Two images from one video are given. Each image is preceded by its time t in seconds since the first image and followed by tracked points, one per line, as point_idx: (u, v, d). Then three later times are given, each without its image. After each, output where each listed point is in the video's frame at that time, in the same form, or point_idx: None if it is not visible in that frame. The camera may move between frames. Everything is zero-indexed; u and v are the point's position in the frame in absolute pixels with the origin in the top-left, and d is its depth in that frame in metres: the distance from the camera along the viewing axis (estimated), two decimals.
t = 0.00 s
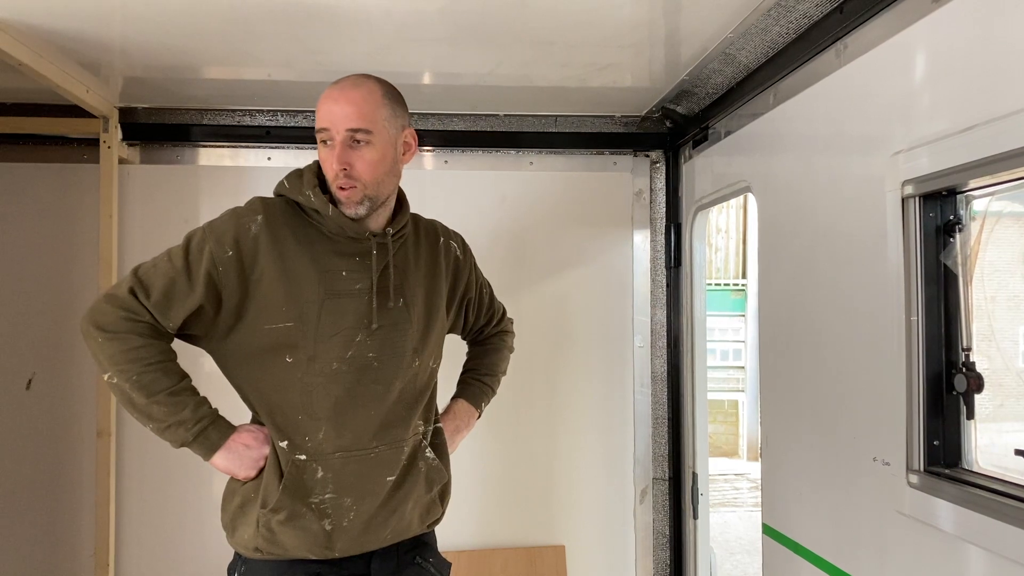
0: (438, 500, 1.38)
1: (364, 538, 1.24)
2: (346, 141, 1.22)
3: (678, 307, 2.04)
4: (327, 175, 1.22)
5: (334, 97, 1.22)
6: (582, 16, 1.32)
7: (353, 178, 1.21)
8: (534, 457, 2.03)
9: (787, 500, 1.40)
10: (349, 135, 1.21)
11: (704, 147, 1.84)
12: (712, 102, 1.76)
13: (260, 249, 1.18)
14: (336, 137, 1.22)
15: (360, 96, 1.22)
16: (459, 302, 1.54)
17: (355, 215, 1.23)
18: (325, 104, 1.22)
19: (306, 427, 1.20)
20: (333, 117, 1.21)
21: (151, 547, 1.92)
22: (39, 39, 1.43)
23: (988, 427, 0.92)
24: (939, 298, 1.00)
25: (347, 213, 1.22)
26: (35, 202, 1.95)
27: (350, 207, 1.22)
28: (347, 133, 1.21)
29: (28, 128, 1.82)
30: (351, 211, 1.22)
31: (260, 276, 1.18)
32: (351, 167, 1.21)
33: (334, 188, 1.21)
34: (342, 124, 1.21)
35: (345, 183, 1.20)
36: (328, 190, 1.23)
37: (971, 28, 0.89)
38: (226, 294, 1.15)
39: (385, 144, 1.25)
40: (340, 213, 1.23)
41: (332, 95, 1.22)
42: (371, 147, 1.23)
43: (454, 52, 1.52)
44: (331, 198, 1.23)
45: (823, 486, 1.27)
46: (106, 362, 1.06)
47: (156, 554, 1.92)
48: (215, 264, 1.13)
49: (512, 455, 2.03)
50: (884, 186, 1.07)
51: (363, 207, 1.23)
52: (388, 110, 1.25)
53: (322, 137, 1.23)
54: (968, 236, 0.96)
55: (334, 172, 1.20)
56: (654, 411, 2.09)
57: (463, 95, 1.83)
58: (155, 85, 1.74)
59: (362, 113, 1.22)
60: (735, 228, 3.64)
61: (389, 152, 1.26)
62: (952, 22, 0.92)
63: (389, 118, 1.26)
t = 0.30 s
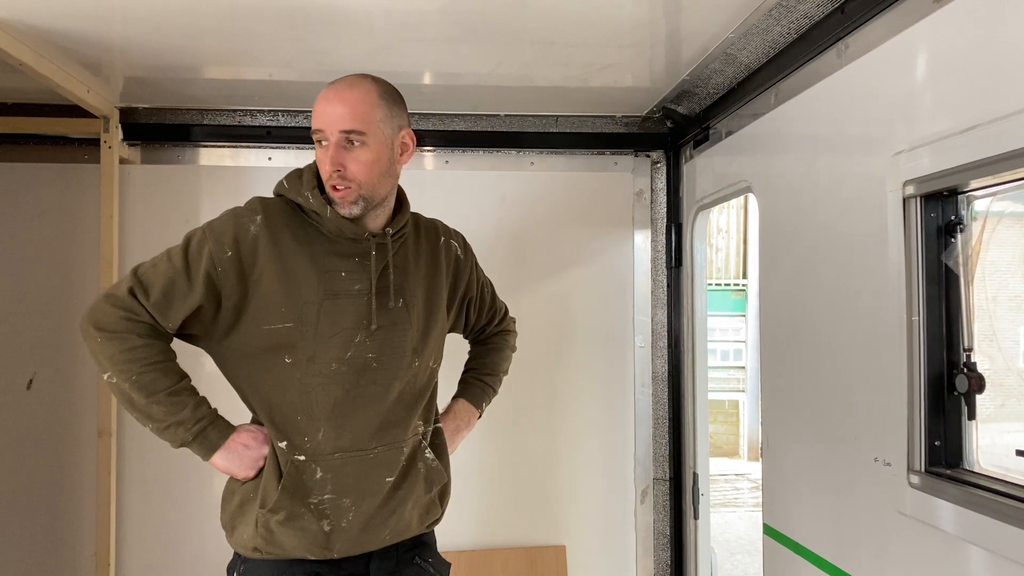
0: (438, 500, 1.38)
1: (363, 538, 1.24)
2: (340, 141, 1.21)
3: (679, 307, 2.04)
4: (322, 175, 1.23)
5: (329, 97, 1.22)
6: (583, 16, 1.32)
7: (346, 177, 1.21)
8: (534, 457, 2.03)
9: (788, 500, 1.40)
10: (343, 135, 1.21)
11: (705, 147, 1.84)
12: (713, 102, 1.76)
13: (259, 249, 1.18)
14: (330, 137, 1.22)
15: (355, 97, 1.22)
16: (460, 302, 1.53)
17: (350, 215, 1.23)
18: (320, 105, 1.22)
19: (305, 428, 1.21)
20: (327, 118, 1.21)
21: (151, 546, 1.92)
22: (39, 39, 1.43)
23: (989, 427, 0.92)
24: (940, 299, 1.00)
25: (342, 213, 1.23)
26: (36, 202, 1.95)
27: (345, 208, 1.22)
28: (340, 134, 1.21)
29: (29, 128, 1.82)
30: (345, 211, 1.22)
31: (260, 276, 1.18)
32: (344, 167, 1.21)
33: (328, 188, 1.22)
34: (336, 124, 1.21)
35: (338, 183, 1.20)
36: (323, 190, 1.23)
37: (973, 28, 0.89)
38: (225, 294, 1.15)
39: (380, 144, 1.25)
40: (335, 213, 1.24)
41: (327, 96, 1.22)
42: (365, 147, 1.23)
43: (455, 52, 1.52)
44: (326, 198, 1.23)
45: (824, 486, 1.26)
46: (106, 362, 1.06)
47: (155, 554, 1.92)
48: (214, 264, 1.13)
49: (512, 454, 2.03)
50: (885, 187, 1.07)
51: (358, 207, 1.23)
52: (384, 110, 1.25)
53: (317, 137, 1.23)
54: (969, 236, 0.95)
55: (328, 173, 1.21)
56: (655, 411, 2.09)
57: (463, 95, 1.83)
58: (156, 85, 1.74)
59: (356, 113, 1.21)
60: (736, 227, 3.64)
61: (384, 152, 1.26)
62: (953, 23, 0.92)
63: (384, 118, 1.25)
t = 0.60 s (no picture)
0: (439, 499, 1.38)
1: (364, 538, 1.24)
2: (337, 141, 1.22)
3: (680, 307, 2.04)
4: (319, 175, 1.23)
5: (326, 97, 1.22)
6: (584, 16, 1.32)
7: (343, 177, 1.21)
8: (534, 456, 2.03)
9: (789, 500, 1.41)
10: (339, 135, 1.21)
11: (705, 147, 1.84)
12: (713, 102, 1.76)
13: (260, 250, 1.18)
14: (327, 137, 1.22)
15: (352, 96, 1.22)
16: (461, 302, 1.53)
17: (348, 215, 1.23)
18: (317, 105, 1.22)
19: (306, 428, 1.21)
20: (324, 117, 1.21)
21: (151, 546, 1.92)
22: (40, 39, 1.43)
23: (990, 427, 0.92)
24: (941, 299, 1.00)
25: (340, 213, 1.23)
26: (37, 202, 1.95)
27: (342, 208, 1.22)
28: (337, 133, 1.21)
29: (30, 128, 1.82)
30: (343, 211, 1.22)
31: (260, 276, 1.18)
32: (341, 167, 1.21)
33: (326, 188, 1.22)
34: (332, 124, 1.21)
35: (335, 183, 1.21)
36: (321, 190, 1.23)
37: (973, 29, 0.89)
38: (225, 294, 1.15)
39: (378, 144, 1.25)
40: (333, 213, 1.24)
41: (324, 96, 1.22)
42: (362, 147, 1.23)
43: (456, 52, 1.52)
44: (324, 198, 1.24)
45: (825, 486, 1.26)
46: (107, 362, 1.06)
47: (156, 554, 1.92)
48: (215, 265, 1.13)
49: (513, 455, 2.03)
50: (886, 187, 1.07)
51: (356, 207, 1.23)
52: (382, 110, 1.25)
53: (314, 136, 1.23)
54: (970, 236, 0.96)
55: (325, 173, 1.21)
56: (656, 411, 2.09)
57: (464, 95, 1.83)
58: (157, 85, 1.74)
59: (353, 113, 1.21)
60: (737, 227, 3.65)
61: (381, 151, 1.26)
62: (954, 23, 0.92)
63: (381, 118, 1.25)
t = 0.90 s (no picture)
0: (439, 499, 1.38)
1: (365, 537, 1.24)
2: (338, 140, 1.22)
3: (680, 307, 2.04)
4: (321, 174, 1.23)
5: (327, 97, 1.22)
6: (584, 16, 1.32)
7: (344, 177, 1.21)
8: (535, 456, 2.03)
9: (789, 499, 1.41)
10: (340, 134, 1.22)
11: (706, 147, 1.84)
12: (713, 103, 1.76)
13: (260, 250, 1.18)
14: (328, 137, 1.22)
15: (353, 96, 1.22)
16: (461, 302, 1.54)
17: (349, 215, 1.23)
18: (319, 104, 1.23)
19: (307, 428, 1.21)
20: (326, 117, 1.22)
21: (152, 546, 1.92)
22: (41, 39, 1.43)
23: (991, 427, 0.92)
24: (941, 299, 1.00)
25: (341, 213, 1.23)
26: (37, 202, 1.96)
27: (343, 208, 1.22)
28: (338, 133, 1.21)
29: (30, 128, 1.82)
30: (344, 211, 1.23)
31: (261, 276, 1.18)
32: (342, 167, 1.21)
33: (327, 187, 1.22)
34: (333, 124, 1.21)
35: (336, 182, 1.21)
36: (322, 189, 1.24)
37: (974, 29, 0.89)
38: (226, 295, 1.15)
39: (379, 144, 1.25)
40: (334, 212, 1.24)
41: (326, 95, 1.23)
42: (363, 146, 1.23)
43: (457, 52, 1.52)
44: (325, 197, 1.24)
45: (826, 486, 1.27)
46: (108, 363, 1.06)
47: (156, 554, 1.92)
48: (215, 265, 1.13)
49: (513, 454, 2.03)
50: (886, 187, 1.07)
51: (357, 207, 1.23)
52: (383, 110, 1.25)
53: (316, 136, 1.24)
54: (970, 237, 0.96)
55: (326, 172, 1.21)
56: (656, 411, 2.09)
57: (465, 95, 1.84)
58: (158, 85, 1.74)
59: (354, 113, 1.22)
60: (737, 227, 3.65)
61: (382, 151, 1.26)
62: (954, 23, 0.92)
63: (383, 118, 1.26)
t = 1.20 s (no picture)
0: (438, 499, 1.38)
1: (363, 537, 1.24)
2: (342, 140, 1.22)
3: (679, 307, 2.05)
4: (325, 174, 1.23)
5: (332, 96, 1.22)
6: (583, 17, 1.33)
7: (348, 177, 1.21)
8: (534, 456, 2.04)
9: (787, 499, 1.41)
10: (345, 134, 1.22)
11: (705, 147, 1.84)
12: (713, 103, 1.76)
13: (260, 250, 1.18)
14: (333, 136, 1.22)
15: (357, 96, 1.22)
16: (460, 302, 1.54)
17: (351, 216, 1.23)
18: (323, 104, 1.23)
19: (306, 428, 1.21)
20: (331, 116, 1.22)
21: (151, 546, 1.92)
22: (41, 39, 1.44)
23: (989, 427, 0.92)
24: (939, 299, 1.00)
25: (344, 213, 1.23)
26: (37, 202, 1.96)
27: (346, 209, 1.22)
28: (342, 132, 1.22)
29: (30, 128, 1.82)
30: (347, 212, 1.23)
31: (260, 276, 1.18)
32: (345, 167, 1.21)
33: (331, 187, 1.22)
34: (338, 123, 1.21)
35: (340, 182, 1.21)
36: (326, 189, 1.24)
37: (972, 29, 0.89)
38: (226, 295, 1.15)
39: (382, 145, 1.25)
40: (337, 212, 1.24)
41: (331, 95, 1.23)
42: (367, 146, 1.23)
43: (456, 52, 1.52)
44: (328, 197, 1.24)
45: (824, 486, 1.27)
46: (107, 362, 1.06)
47: (156, 553, 1.92)
48: (215, 265, 1.13)
49: (512, 454, 2.03)
50: (885, 187, 1.07)
51: (360, 208, 1.23)
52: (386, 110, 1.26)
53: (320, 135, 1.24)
54: (968, 237, 0.96)
55: (330, 172, 1.21)
56: (655, 411, 2.09)
57: (464, 95, 1.84)
58: (157, 85, 1.74)
59: (358, 113, 1.22)
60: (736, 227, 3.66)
61: (385, 152, 1.26)
62: (952, 23, 0.93)
63: (386, 118, 1.26)
